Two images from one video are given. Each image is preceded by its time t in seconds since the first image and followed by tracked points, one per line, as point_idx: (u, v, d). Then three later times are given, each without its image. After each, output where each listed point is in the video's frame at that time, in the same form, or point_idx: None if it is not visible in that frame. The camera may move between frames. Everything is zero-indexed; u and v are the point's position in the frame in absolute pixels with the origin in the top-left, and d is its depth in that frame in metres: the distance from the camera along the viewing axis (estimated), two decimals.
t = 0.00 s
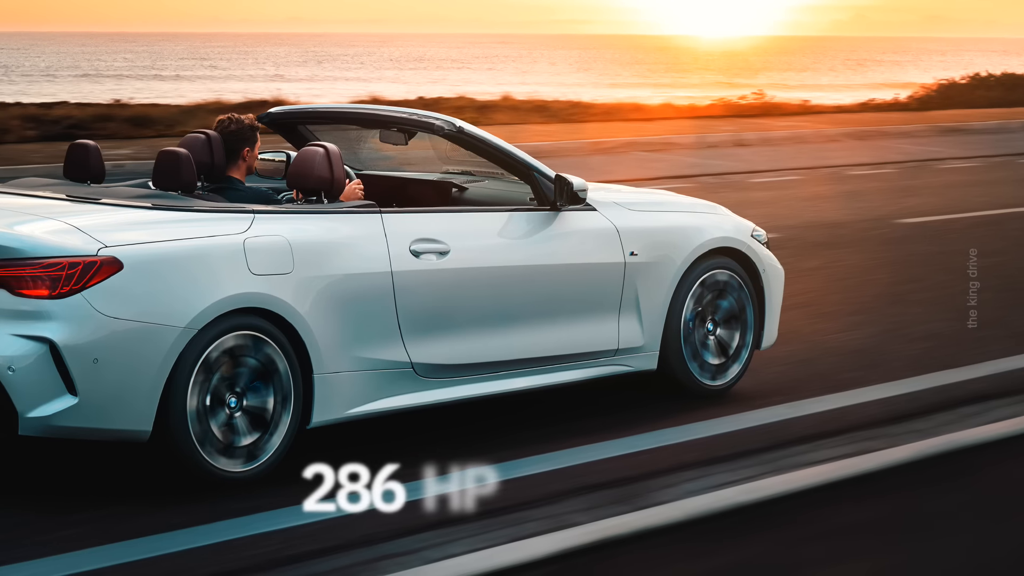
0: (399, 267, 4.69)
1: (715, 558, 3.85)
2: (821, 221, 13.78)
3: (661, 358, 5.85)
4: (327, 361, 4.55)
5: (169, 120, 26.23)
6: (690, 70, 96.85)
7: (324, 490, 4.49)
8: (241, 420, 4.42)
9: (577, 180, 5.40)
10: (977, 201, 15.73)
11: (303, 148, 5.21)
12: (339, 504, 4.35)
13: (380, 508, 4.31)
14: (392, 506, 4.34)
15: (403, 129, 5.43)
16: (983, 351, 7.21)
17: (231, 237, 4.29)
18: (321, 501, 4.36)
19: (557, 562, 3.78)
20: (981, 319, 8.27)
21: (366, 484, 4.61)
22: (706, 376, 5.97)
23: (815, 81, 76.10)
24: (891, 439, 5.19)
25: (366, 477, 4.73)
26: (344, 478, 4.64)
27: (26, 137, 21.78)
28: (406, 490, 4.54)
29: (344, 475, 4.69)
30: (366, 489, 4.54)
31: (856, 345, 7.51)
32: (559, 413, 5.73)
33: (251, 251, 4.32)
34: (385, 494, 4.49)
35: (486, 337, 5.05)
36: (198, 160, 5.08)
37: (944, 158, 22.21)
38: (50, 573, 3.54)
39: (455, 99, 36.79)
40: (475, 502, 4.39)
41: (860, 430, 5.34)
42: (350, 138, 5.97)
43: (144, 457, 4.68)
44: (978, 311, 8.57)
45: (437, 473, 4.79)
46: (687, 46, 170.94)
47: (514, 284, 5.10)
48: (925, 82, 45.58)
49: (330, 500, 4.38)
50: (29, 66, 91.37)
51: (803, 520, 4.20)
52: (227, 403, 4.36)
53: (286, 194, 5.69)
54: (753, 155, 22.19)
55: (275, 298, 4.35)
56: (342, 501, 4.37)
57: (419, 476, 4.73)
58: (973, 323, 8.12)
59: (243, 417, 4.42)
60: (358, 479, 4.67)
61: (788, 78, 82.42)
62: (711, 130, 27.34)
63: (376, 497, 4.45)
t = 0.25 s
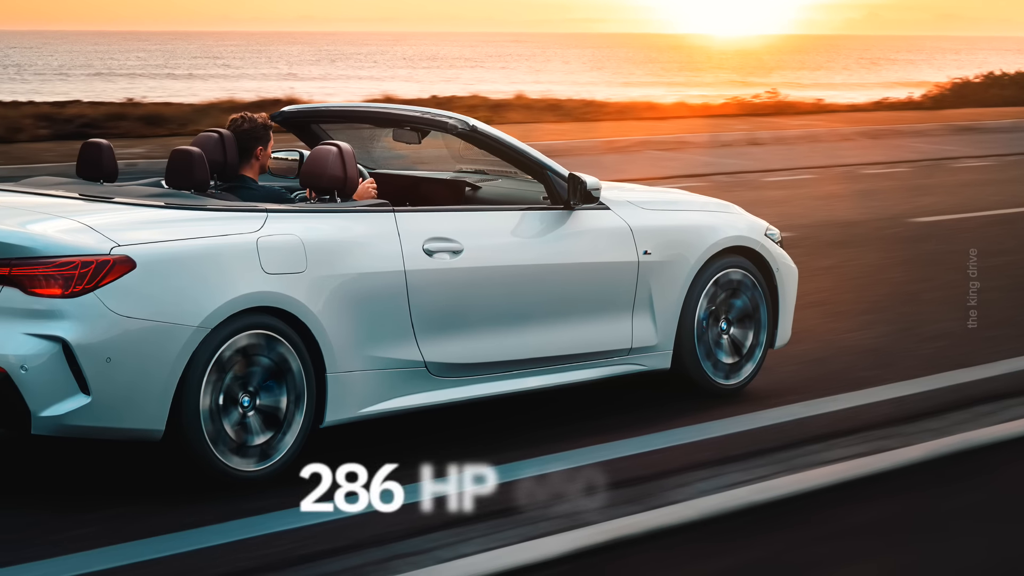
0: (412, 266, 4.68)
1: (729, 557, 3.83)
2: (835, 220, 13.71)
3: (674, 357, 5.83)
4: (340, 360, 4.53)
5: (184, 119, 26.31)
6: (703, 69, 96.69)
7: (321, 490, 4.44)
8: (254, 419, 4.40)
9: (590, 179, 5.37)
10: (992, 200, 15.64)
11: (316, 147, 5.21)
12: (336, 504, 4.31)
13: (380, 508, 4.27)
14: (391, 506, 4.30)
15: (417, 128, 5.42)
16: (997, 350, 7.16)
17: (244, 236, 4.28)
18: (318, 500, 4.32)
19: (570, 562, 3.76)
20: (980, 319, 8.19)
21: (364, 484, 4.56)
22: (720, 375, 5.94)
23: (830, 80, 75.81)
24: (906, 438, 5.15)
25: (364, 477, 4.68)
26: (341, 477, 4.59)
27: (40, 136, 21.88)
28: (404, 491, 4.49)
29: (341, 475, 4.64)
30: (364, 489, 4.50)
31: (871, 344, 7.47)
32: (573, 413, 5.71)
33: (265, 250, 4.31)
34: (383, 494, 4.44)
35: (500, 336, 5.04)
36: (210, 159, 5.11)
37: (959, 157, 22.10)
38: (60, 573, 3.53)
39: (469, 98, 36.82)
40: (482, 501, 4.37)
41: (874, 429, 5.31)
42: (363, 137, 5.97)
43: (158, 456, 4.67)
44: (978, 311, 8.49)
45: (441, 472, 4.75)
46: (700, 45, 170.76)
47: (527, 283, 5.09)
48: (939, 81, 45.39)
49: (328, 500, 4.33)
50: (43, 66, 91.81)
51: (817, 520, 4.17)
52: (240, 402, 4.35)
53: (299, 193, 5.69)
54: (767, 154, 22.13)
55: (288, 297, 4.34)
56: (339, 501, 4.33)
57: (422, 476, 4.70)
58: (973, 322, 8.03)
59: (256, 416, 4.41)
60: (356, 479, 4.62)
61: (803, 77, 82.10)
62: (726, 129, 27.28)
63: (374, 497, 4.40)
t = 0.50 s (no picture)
0: (425, 265, 4.67)
1: (743, 557, 3.80)
2: (849, 219, 13.65)
3: (688, 356, 5.80)
4: (353, 359, 4.52)
5: (196, 118, 26.38)
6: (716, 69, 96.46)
7: (320, 490, 4.40)
8: (267, 418, 4.39)
9: (604, 178, 5.35)
10: (1006, 199, 15.55)
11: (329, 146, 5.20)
12: (336, 504, 4.27)
13: (380, 508, 4.24)
14: (390, 506, 4.27)
15: (429, 126, 5.41)
16: (1011, 349, 7.12)
17: (256, 235, 4.27)
18: (316, 501, 4.28)
19: (585, 561, 3.74)
20: (980, 319, 8.13)
21: (363, 484, 4.52)
22: (734, 374, 5.92)
23: (844, 79, 75.51)
24: (920, 437, 5.12)
25: (364, 476, 4.64)
26: (340, 477, 4.54)
27: (52, 135, 21.95)
28: (403, 491, 4.45)
29: (341, 474, 4.60)
30: (363, 489, 4.46)
31: (884, 343, 7.42)
32: (586, 412, 5.68)
33: (277, 248, 4.30)
34: (383, 494, 4.40)
35: (513, 335, 5.02)
36: (224, 158, 5.12)
37: (973, 155, 22.01)
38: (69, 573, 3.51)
39: (482, 97, 36.80)
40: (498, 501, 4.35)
41: (888, 428, 5.28)
42: (376, 136, 5.97)
43: (170, 456, 4.67)
44: (978, 311, 8.43)
45: (445, 472, 4.71)
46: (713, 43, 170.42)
47: (541, 282, 5.07)
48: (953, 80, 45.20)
49: (327, 500, 4.29)
50: (58, 63, 92.02)
51: (832, 519, 4.14)
52: (253, 401, 4.33)
53: (312, 192, 5.69)
54: (780, 153, 22.06)
55: (301, 296, 4.33)
56: (339, 501, 4.29)
57: (428, 476, 4.67)
58: (973, 322, 7.97)
59: (269, 415, 4.40)
60: (355, 479, 4.58)
61: (817, 76, 81.80)
62: (739, 128, 27.22)
63: (373, 497, 4.36)
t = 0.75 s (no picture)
0: (439, 264, 4.65)
1: (758, 557, 3.78)
2: (863, 218, 13.58)
3: (702, 355, 5.77)
4: (366, 358, 4.51)
5: (209, 116, 26.44)
6: (730, 67, 96.22)
7: (320, 490, 4.37)
8: (280, 417, 4.38)
9: (617, 177, 5.33)
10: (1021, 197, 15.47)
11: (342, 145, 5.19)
12: (336, 504, 4.24)
13: (381, 509, 4.22)
14: (390, 506, 4.25)
15: (443, 125, 5.39)
16: None
17: (269, 234, 4.27)
18: (317, 500, 4.25)
19: (598, 561, 3.72)
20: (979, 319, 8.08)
21: (363, 484, 4.49)
22: (747, 374, 5.88)
23: (858, 77, 75.23)
24: (934, 436, 5.08)
25: (364, 476, 4.61)
26: (340, 477, 4.51)
27: (65, 134, 22.03)
28: (403, 492, 4.42)
29: (341, 474, 4.56)
30: (363, 489, 4.43)
31: (898, 342, 7.38)
32: (600, 411, 5.66)
33: (291, 248, 4.29)
34: (383, 495, 4.38)
35: (526, 335, 5.00)
36: (237, 157, 5.10)
37: (987, 154, 21.90)
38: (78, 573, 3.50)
39: (495, 95, 36.78)
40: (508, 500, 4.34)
41: (902, 427, 5.24)
42: (389, 134, 5.96)
43: (184, 454, 4.67)
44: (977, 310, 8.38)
45: (447, 473, 4.68)
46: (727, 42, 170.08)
47: (554, 281, 5.05)
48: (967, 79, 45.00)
49: (328, 500, 4.27)
50: (73, 62, 92.22)
51: (847, 519, 4.11)
52: (266, 400, 4.32)
53: (326, 191, 5.69)
54: (794, 152, 21.98)
55: (314, 295, 4.32)
56: (339, 501, 4.26)
57: (433, 475, 4.65)
58: (973, 322, 7.93)
59: (282, 414, 4.39)
60: (355, 479, 4.56)
61: (832, 74, 81.51)
62: (753, 126, 27.15)
63: (374, 498, 4.34)
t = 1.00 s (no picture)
0: (452, 263, 4.64)
1: (774, 556, 3.75)
2: (877, 216, 13.52)
3: (716, 354, 5.75)
4: (380, 357, 4.50)
5: (222, 115, 26.50)
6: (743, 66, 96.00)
7: (321, 489, 4.34)
8: (294, 416, 4.37)
9: (631, 175, 5.30)
10: None
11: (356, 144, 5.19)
12: (336, 504, 4.20)
13: (381, 509, 4.18)
14: (390, 506, 4.21)
15: (457, 124, 5.37)
16: None
17: (283, 233, 4.26)
18: (317, 500, 4.22)
19: (612, 560, 3.70)
20: (980, 319, 7.99)
21: (363, 484, 4.45)
22: (761, 373, 5.86)
23: (871, 76, 75.05)
24: (949, 435, 5.05)
25: (364, 476, 4.57)
26: (341, 477, 4.46)
27: (78, 133, 22.10)
28: (404, 492, 4.39)
29: (341, 473, 4.50)
30: (363, 489, 4.40)
31: (912, 341, 7.34)
32: (614, 410, 5.64)
33: (304, 246, 4.28)
34: (383, 495, 4.34)
35: (539, 334, 4.99)
36: (250, 155, 5.09)
37: (1002, 153, 21.79)
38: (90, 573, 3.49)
39: (507, 94, 36.75)
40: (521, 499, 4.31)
41: (917, 426, 5.21)
42: (403, 133, 5.95)
43: (198, 454, 4.67)
44: (977, 310, 8.28)
45: (449, 472, 4.64)
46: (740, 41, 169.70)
47: (568, 280, 5.04)
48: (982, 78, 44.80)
49: (328, 500, 4.23)
50: (86, 62, 92.46)
51: (863, 519, 4.08)
52: (280, 399, 4.31)
53: (338, 189, 5.69)
54: (808, 150, 21.91)
55: (327, 294, 4.31)
56: (339, 501, 4.22)
57: (436, 475, 4.61)
58: (972, 322, 7.83)
59: (296, 414, 4.38)
60: (355, 478, 4.51)
61: (845, 73, 81.19)
62: (766, 125, 27.07)
63: (374, 498, 4.30)
